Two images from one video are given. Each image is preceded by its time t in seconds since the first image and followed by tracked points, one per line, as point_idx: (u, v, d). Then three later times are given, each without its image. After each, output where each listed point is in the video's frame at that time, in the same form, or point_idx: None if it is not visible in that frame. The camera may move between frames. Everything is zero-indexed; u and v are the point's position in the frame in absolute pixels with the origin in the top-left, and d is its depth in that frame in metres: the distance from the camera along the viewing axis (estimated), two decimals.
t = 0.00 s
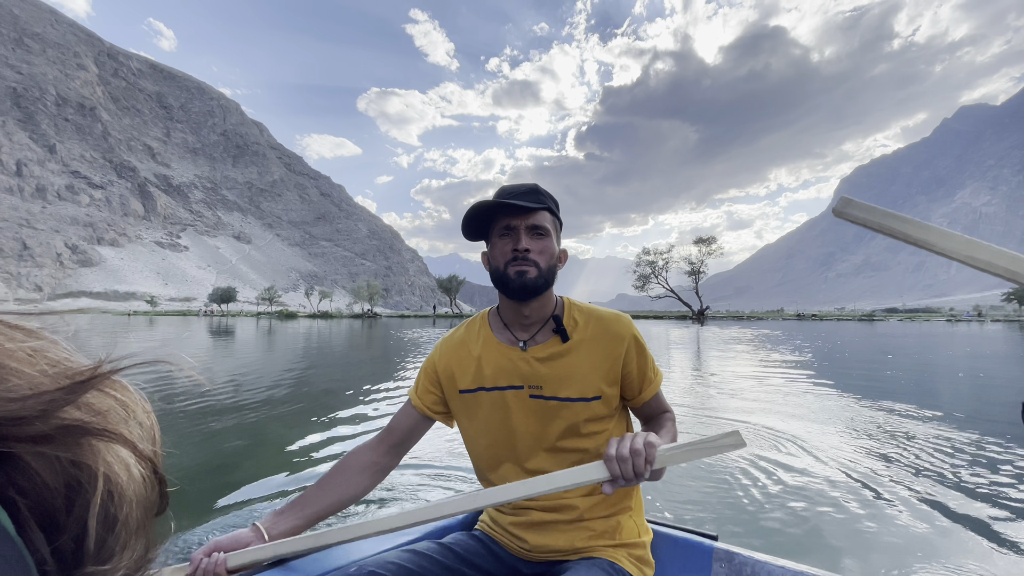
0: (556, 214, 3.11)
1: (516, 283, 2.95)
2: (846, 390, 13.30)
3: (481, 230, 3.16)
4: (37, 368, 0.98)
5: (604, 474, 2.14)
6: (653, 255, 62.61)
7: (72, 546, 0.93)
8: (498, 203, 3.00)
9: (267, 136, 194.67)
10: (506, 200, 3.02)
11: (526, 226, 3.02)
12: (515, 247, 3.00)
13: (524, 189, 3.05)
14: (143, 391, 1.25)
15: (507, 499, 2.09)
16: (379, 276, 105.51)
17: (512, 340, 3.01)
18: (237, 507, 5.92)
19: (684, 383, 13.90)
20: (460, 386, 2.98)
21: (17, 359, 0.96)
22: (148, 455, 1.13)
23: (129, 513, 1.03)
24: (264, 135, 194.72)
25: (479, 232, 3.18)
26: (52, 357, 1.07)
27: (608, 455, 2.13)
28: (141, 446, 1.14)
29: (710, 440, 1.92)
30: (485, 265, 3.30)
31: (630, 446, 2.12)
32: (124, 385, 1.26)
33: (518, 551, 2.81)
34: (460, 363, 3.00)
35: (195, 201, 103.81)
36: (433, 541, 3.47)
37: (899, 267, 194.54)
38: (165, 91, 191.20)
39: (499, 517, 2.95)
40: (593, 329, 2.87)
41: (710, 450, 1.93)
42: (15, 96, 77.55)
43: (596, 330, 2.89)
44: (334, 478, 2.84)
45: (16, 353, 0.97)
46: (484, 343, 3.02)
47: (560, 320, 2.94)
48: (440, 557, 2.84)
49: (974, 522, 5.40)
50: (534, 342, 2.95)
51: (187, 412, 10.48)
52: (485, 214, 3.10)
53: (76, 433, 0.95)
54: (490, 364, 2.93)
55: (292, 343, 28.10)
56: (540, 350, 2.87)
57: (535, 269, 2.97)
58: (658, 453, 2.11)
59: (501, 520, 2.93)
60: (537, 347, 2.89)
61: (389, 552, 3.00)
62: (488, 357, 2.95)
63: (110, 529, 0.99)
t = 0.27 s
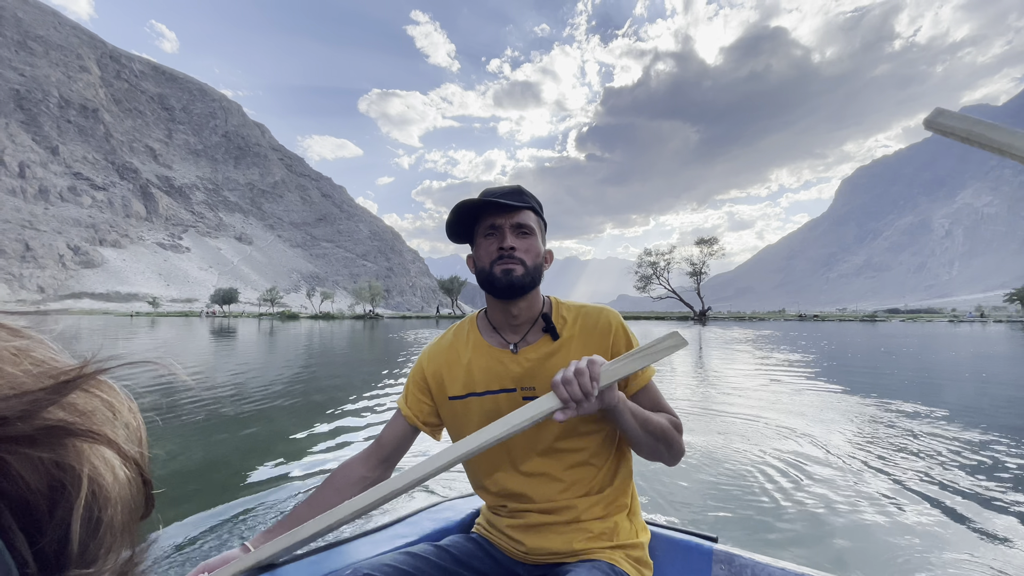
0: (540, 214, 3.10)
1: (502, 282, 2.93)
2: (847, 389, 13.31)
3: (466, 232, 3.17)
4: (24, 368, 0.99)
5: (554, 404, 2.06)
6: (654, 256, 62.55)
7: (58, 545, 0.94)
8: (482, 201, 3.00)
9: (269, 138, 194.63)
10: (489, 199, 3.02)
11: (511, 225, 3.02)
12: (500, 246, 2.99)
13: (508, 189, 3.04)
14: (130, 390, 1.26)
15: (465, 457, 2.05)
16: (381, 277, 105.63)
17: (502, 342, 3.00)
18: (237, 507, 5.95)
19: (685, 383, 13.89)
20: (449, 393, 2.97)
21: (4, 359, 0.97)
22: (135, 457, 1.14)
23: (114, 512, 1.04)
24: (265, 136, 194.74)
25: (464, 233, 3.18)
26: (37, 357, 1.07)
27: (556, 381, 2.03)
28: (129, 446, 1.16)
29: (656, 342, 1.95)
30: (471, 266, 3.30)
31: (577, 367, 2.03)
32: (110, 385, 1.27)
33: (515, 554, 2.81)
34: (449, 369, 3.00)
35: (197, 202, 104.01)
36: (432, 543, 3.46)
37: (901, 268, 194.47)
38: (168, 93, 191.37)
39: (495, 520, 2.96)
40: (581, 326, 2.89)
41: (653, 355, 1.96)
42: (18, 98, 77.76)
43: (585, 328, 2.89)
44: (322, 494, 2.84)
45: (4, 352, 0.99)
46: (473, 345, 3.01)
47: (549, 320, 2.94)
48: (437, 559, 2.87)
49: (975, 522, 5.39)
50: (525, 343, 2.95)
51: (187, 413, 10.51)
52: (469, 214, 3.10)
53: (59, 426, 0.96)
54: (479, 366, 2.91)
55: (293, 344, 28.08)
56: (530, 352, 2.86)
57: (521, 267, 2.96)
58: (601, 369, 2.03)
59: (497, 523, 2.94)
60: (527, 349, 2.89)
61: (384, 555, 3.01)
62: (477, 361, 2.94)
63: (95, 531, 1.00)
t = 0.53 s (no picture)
0: (531, 215, 3.11)
1: (492, 282, 2.94)
2: (849, 390, 13.29)
3: (458, 235, 3.21)
4: (12, 371, 1.01)
5: (523, 392, 2.11)
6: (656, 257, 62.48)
7: (41, 552, 0.94)
8: (473, 203, 3.02)
9: (270, 139, 194.67)
10: (478, 201, 3.04)
11: (500, 226, 3.04)
12: (491, 247, 3.00)
13: (498, 191, 3.06)
14: (119, 391, 1.28)
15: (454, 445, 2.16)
16: (382, 278, 105.75)
17: (495, 343, 3.00)
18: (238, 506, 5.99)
19: (686, 383, 13.88)
20: (447, 393, 2.96)
21: None
22: (121, 459, 1.15)
23: (100, 517, 1.04)
24: (267, 138, 194.75)
25: (456, 236, 3.21)
26: (26, 360, 1.08)
27: (525, 366, 2.05)
28: (117, 451, 1.17)
29: (627, 308, 2.17)
30: (464, 267, 3.29)
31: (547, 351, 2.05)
32: (103, 384, 1.30)
33: (511, 556, 2.82)
34: (444, 371, 3.01)
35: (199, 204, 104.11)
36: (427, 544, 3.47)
37: (902, 268, 194.48)
38: (169, 95, 191.57)
39: (491, 522, 2.97)
40: (575, 327, 2.89)
41: (627, 324, 2.15)
42: (21, 100, 78.04)
43: (577, 328, 2.89)
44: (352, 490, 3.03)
45: None
46: (467, 346, 3.03)
47: (541, 321, 2.95)
48: (434, 562, 2.89)
49: (974, 520, 5.40)
50: (518, 344, 2.94)
51: (190, 413, 10.60)
52: (460, 216, 3.12)
53: (43, 421, 0.98)
54: (473, 368, 2.91)
55: (296, 346, 28.14)
56: (523, 353, 2.86)
57: (512, 267, 2.95)
58: (566, 352, 2.07)
59: (493, 526, 2.94)
60: (519, 350, 2.88)
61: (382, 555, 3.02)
62: (471, 362, 2.94)
63: (80, 534, 0.99)
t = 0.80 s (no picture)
0: (543, 214, 3.09)
1: (503, 281, 2.93)
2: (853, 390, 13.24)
3: (471, 233, 3.20)
4: (14, 369, 1.01)
5: (506, 398, 2.16)
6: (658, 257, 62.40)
7: (41, 547, 0.94)
8: (485, 201, 3.01)
9: (272, 141, 194.76)
10: (491, 199, 3.03)
11: (513, 224, 3.02)
12: (502, 245, 3.00)
13: (511, 189, 3.05)
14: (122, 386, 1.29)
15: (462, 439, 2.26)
16: (383, 279, 105.84)
17: (504, 340, 3.01)
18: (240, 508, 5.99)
19: (689, 384, 13.84)
20: (458, 386, 2.97)
21: None
22: (120, 457, 1.14)
23: (100, 514, 1.03)
24: (268, 140, 194.68)
25: (468, 234, 3.21)
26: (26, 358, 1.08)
27: (504, 372, 2.12)
28: (119, 448, 1.17)
29: (601, 309, 2.16)
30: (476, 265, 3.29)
31: (528, 356, 2.12)
32: (105, 381, 1.30)
33: (508, 553, 2.82)
34: (454, 365, 3.03)
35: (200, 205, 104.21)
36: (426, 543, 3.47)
37: (904, 268, 194.36)
38: (171, 97, 191.65)
39: (491, 520, 2.98)
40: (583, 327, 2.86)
41: (596, 327, 2.13)
42: (23, 103, 78.23)
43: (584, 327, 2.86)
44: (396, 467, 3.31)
45: None
46: (477, 341, 3.03)
47: (549, 320, 2.94)
48: (433, 560, 2.87)
49: (978, 518, 5.38)
50: (526, 342, 2.96)
51: (195, 414, 10.68)
52: (472, 213, 3.11)
53: (43, 416, 0.97)
54: (481, 365, 2.91)
55: (298, 347, 28.14)
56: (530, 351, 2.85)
57: (523, 265, 2.94)
58: (542, 357, 2.12)
59: (492, 523, 2.96)
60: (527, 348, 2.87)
61: (385, 553, 3.04)
62: (480, 358, 2.94)
63: (77, 532, 0.98)
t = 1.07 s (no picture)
0: (561, 215, 3.08)
1: (519, 281, 2.92)
2: (858, 390, 13.15)
3: (488, 233, 3.22)
4: (11, 368, 1.00)
5: (498, 428, 2.25)
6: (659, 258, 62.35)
7: (41, 552, 0.92)
8: (502, 202, 3.02)
9: (274, 143, 194.60)
10: (510, 200, 3.04)
11: (530, 225, 3.01)
12: (519, 245, 2.99)
13: (530, 190, 3.05)
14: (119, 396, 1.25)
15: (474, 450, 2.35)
16: (385, 281, 105.98)
17: (517, 339, 3.01)
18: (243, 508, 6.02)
19: (693, 385, 13.74)
20: (473, 380, 3.01)
21: None
22: (123, 462, 1.13)
23: (102, 519, 1.03)
24: (270, 142, 194.74)
25: (486, 234, 3.22)
26: (33, 362, 1.08)
27: (496, 401, 2.17)
28: (115, 454, 1.13)
29: (580, 349, 2.14)
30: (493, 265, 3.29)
31: (518, 384, 2.16)
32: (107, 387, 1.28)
33: (509, 553, 2.80)
34: (470, 360, 3.08)
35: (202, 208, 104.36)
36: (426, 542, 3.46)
37: (906, 268, 194.40)
38: (173, 100, 191.32)
39: (492, 518, 2.98)
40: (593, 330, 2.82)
41: (578, 364, 2.13)
42: (25, 106, 78.48)
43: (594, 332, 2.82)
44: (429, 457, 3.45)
45: None
46: (490, 338, 3.06)
47: (561, 322, 2.91)
48: (432, 560, 2.83)
49: (985, 518, 5.34)
50: (539, 342, 2.94)
51: (198, 416, 10.67)
52: (491, 214, 3.12)
53: (40, 422, 0.96)
54: (493, 366, 2.94)
55: (300, 349, 28.14)
56: (541, 352, 2.85)
57: (540, 265, 2.93)
58: (530, 391, 2.14)
59: (493, 521, 2.94)
60: (538, 348, 2.87)
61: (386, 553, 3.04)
62: (492, 355, 2.97)
63: (77, 537, 0.98)
